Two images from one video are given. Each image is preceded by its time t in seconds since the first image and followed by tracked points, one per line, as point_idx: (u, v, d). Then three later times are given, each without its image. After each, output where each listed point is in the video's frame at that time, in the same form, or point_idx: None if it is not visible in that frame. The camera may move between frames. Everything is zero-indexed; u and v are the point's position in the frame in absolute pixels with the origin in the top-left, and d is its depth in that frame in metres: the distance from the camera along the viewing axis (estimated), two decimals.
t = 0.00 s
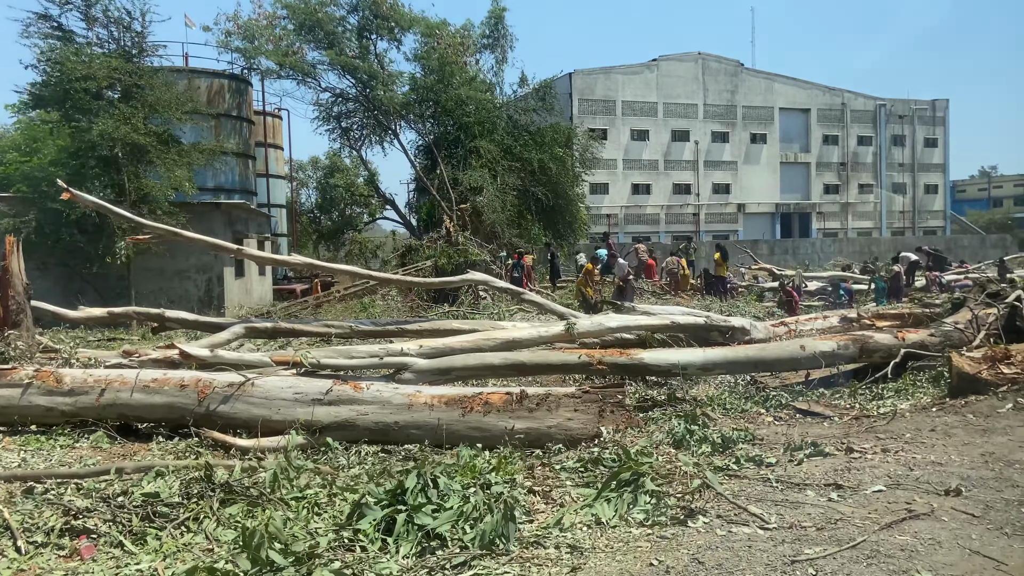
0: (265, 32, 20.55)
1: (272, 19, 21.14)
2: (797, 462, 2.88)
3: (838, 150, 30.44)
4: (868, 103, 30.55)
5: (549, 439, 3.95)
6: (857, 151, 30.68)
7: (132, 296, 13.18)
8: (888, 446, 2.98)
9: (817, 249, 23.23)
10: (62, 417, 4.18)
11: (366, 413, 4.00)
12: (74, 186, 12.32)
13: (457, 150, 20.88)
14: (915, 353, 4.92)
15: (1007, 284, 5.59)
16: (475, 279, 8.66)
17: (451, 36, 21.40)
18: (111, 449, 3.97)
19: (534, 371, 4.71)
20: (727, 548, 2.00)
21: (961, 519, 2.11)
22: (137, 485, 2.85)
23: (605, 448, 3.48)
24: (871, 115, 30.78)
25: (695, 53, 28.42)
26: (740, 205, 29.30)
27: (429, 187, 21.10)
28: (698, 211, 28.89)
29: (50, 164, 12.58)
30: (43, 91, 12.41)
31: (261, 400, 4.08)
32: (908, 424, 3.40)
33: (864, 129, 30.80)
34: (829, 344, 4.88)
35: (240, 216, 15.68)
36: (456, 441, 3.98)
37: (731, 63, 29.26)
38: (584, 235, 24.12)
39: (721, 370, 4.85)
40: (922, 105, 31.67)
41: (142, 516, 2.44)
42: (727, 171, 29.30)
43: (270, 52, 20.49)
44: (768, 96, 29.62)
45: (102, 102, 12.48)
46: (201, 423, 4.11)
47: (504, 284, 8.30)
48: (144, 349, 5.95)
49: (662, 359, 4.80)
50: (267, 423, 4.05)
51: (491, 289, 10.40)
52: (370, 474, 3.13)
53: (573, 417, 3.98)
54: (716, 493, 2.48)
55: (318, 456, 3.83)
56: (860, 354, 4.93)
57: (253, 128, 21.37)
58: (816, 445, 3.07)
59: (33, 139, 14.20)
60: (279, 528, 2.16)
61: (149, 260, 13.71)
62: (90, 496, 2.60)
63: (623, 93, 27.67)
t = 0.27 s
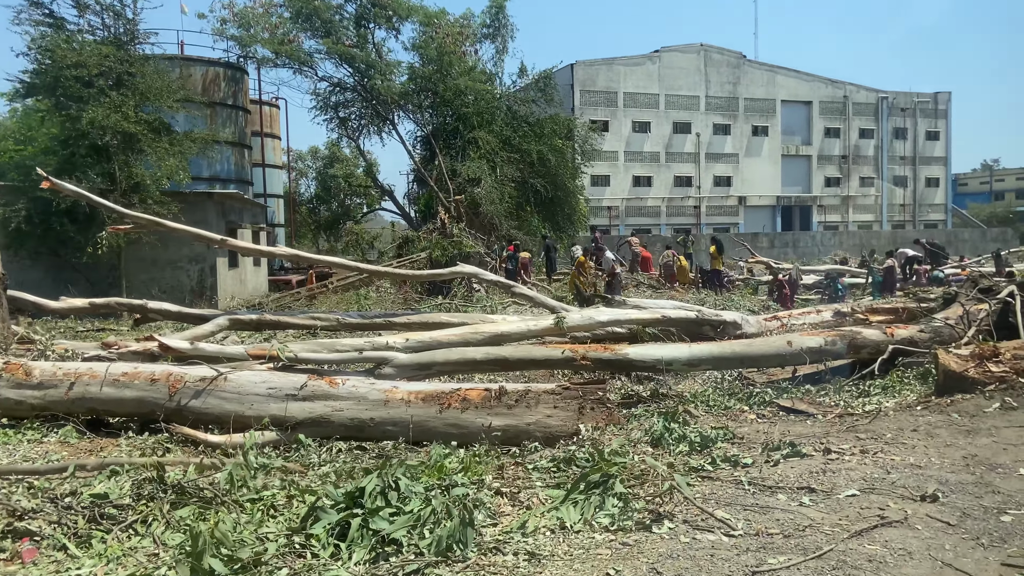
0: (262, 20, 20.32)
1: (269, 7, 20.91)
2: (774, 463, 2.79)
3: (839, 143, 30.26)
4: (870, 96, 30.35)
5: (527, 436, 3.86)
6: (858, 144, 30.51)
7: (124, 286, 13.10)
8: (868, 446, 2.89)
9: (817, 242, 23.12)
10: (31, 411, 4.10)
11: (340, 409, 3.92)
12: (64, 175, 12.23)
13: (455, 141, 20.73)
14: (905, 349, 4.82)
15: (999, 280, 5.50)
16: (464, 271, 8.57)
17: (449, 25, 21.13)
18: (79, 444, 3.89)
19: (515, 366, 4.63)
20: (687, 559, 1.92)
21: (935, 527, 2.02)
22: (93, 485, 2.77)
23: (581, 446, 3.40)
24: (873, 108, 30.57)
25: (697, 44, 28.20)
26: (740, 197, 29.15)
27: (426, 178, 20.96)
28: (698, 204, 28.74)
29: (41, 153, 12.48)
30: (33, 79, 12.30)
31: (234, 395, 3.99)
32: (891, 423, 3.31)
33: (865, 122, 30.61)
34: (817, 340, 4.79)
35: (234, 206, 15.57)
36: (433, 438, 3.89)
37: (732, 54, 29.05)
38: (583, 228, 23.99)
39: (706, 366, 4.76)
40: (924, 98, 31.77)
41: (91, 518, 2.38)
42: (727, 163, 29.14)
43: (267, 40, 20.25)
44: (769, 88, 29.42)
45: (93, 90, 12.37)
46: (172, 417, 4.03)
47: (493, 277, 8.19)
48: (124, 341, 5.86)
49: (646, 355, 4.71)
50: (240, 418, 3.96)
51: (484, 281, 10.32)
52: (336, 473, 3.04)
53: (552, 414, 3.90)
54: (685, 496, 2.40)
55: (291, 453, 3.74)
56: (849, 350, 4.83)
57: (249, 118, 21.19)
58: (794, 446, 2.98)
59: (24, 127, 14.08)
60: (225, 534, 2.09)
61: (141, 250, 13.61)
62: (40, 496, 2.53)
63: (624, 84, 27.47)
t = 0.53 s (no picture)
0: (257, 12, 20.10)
1: None
2: (755, 464, 2.71)
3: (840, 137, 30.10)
4: (871, 89, 30.17)
5: (508, 435, 3.79)
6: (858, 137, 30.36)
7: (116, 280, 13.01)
8: (852, 447, 2.81)
9: (817, 237, 23.02)
10: (3, 408, 4.01)
11: (318, 406, 3.83)
12: (55, 168, 12.12)
13: (452, 134, 20.63)
14: (896, 345, 4.74)
15: (993, 274, 5.41)
16: (455, 266, 8.48)
17: (446, 17, 20.91)
18: (51, 442, 3.81)
19: (499, 362, 4.54)
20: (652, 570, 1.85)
21: (914, 535, 1.94)
22: (52, 488, 2.69)
23: (561, 447, 3.32)
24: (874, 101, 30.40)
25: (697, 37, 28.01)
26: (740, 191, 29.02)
27: (423, 172, 20.83)
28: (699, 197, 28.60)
29: (33, 145, 12.38)
30: (25, 70, 12.18)
31: (208, 392, 3.90)
32: (876, 423, 3.24)
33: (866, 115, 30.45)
34: (807, 336, 4.71)
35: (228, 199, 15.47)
36: (412, 436, 3.82)
37: (733, 47, 28.87)
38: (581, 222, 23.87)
39: (693, 362, 4.68)
40: (926, 92, 31.80)
41: (42, 522, 2.30)
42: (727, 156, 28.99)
43: (262, 32, 20.05)
44: (770, 81, 29.24)
45: (85, 82, 12.26)
46: (146, 415, 3.94)
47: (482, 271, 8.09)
48: (106, 336, 5.77)
49: (632, 351, 4.64)
50: (215, 416, 3.87)
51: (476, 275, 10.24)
52: (306, 473, 2.96)
53: (534, 411, 3.82)
54: (658, 500, 2.32)
55: (266, 451, 3.66)
56: (839, 346, 4.75)
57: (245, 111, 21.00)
58: (776, 446, 2.90)
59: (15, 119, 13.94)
60: (175, 540, 2.02)
61: (134, 244, 13.52)
62: None
63: (624, 77, 27.31)
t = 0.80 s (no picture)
0: (250, 6, 19.90)
1: None
2: (737, 465, 2.63)
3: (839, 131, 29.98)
4: (870, 84, 30.01)
5: (489, 434, 3.72)
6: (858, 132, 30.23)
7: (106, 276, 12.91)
8: (836, 447, 2.74)
9: (816, 231, 22.94)
10: None
11: (295, 405, 3.75)
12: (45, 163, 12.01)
13: (449, 129, 20.52)
14: (888, 342, 4.67)
15: (987, 269, 5.34)
16: (446, 262, 8.39)
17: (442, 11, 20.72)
18: (24, 442, 3.74)
19: (484, 360, 4.46)
20: None
21: (893, 541, 1.86)
22: (12, 493, 2.62)
23: (540, 447, 3.25)
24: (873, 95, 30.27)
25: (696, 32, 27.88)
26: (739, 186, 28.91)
27: (419, 166, 20.70)
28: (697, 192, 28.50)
29: (22, 141, 12.27)
30: (13, 66, 12.09)
31: (184, 391, 3.82)
32: (864, 421, 3.16)
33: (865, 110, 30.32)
34: (797, 332, 4.63)
35: (221, 195, 15.38)
36: (392, 436, 3.74)
37: (731, 42, 28.74)
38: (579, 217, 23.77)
39: (681, 359, 4.61)
40: (926, 85, 31.04)
41: None
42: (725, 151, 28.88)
43: (256, 26, 19.85)
44: (769, 75, 29.12)
45: (74, 76, 12.17)
46: (122, 415, 3.86)
47: (473, 267, 7.99)
48: (88, 334, 5.69)
49: (619, 348, 4.56)
50: (191, 416, 3.80)
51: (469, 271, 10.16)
52: (277, 476, 2.89)
53: (517, 410, 3.74)
54: (632, 504, 2.25)
55: (242, 452, 3.58)
56: (830, 343, 4.67)
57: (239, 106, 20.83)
58: (759, 446, 2.83)
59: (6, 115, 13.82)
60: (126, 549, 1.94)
61: (126, 240, 13.43)
62: None
63: (622, 72, 27.18)
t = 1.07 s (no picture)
0: (243, 3, 19.71)
1: None
2: (716, 467, 2.56)
3: (837, 126, 29.88)
4: (868, 78, 29.89)
5: (470, 435, 3.64)
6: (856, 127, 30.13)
7: (97, 275, 12.81)
8: (818, 448, 2.66)
9: (814, 227, 22.87)
10: None
11: (272, 407, 3.67)
12: (33, 162, 11.90)
13: (443, 126, 20.43)
14: (878, 339, 4.60)
15: (979, 264, 5.26)
16: (435, 259, 8.30)
17: (436, 7, 20.59)
18: None
19: (467, 359, 4.39)
20: None
21: (870, 549, 1.79)
22: None
23: (518, 448, 3.18)
24: (871, 90, 30.16)
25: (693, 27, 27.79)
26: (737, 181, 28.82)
27: (414, 164, 20.60)
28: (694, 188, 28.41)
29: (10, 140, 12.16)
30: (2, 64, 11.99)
31: (159, 393, 3.74)
32: (849, 421, 3.09)
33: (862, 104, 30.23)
34: (784, 329, 4.56)
35: (213, 194, 15.28)
36: (369, 437, 3.66)
37: (729, 37, 28.65)
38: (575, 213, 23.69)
39: (668, 357, 4.54)
40: (923, 79, 30.85)
41: None
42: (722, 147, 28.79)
43: (249, 23, 19.70)
44: (767, 71, 29.04)
45: (62, 74, 12.07)
46: (95, 417, 3.79)
47: (463, 264, 7.90)
48: (69, 335, 5.61)
49: (604, 346, 4.49)
50: (165, 418, 3.72)
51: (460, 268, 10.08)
52: (247, 480, 2.82)
53: (497, 411, 3.66)
54: (604, 511, 2.17)
55: (216, 455, 3.50)
56: (818, 340, 4.61)
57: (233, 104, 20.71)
58: (739, 447, 2.76)
59: None
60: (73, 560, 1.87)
61: (117, 239, 13.34)
62: None
63: (619, 68, 27.09)
